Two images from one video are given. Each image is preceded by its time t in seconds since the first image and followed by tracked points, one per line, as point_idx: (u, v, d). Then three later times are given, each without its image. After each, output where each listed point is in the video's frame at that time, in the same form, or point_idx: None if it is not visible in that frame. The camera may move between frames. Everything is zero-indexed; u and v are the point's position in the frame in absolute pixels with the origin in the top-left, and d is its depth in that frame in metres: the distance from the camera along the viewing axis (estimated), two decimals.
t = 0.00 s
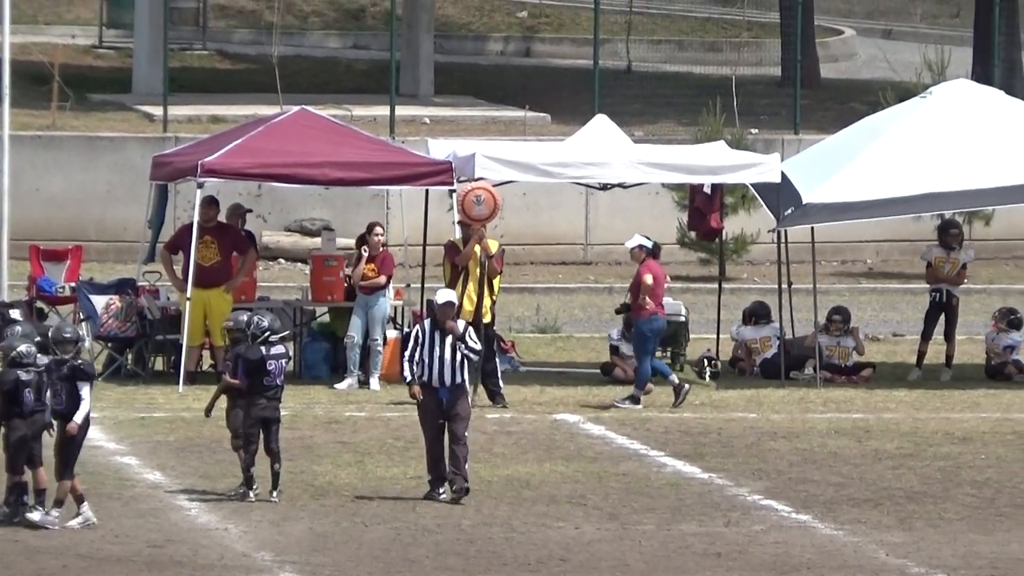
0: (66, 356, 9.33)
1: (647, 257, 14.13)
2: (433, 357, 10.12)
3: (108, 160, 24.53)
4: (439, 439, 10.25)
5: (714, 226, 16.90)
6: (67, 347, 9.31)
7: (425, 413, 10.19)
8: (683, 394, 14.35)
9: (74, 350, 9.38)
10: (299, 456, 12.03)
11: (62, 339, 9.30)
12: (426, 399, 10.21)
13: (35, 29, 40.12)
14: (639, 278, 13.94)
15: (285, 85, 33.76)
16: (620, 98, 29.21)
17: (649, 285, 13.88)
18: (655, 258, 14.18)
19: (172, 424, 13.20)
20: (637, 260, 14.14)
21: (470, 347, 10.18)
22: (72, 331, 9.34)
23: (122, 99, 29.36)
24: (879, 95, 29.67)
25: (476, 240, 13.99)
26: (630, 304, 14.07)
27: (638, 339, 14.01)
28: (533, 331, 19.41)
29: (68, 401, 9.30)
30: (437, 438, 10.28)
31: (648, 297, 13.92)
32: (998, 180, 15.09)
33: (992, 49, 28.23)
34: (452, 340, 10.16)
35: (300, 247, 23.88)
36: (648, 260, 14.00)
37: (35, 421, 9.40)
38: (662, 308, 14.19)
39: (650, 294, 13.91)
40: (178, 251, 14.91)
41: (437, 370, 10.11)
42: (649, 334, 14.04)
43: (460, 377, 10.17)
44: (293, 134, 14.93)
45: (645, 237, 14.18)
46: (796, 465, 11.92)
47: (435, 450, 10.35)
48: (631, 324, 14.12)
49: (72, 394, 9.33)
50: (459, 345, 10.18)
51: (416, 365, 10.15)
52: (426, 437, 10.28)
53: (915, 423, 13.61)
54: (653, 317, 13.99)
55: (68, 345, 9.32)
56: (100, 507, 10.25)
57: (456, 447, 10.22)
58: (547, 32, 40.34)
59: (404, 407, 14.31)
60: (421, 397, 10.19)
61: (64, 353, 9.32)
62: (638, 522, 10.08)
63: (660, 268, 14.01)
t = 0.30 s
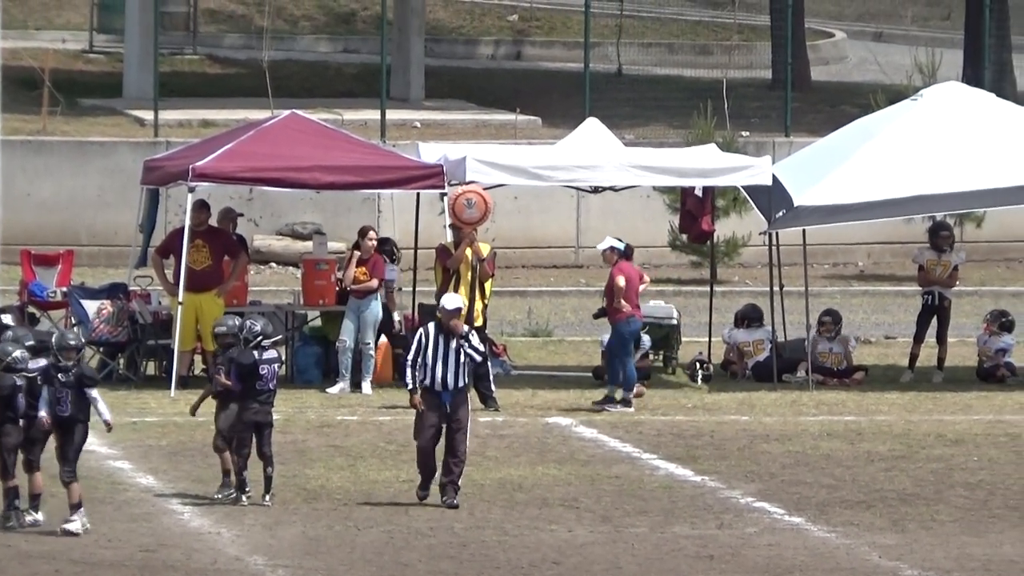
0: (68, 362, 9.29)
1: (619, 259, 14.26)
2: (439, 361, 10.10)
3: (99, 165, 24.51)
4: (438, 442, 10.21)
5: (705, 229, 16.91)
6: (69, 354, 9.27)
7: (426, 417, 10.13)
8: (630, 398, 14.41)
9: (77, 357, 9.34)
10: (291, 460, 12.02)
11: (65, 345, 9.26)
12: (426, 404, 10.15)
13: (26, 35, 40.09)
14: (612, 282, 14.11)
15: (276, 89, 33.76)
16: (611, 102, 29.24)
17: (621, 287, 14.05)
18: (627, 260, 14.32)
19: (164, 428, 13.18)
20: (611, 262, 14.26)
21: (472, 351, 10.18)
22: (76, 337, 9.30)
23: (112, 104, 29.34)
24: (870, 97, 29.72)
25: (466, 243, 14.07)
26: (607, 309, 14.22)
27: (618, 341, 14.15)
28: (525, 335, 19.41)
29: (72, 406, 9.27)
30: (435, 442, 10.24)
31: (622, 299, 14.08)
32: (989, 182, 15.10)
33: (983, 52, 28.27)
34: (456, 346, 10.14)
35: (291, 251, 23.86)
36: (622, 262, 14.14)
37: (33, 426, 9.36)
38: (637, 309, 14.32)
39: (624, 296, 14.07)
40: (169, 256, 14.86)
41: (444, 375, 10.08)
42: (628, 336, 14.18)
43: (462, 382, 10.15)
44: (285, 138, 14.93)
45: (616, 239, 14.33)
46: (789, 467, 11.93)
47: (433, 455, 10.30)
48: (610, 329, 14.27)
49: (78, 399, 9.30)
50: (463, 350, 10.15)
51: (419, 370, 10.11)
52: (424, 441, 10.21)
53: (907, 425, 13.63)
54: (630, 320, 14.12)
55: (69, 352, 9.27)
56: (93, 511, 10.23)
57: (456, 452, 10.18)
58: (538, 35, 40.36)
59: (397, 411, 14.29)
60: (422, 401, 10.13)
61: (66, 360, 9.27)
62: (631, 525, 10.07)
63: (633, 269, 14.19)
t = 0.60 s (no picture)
0: (76, 365, 9.24)
1: (599, 259, 14.16)
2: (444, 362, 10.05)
3: (95, 166, 24.50)
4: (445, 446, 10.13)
5: (702, 227, 16.91)
6: (76, 356, 9.24)
7: (433, 421, 10.05)
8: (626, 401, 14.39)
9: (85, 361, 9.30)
10: (288, 460, 12.02)
11: (72, 348, 9.25)
12: (432, 407, 10.08)
13: (20, 35, 40.02)
14: (592, 281, 14.02)
15: (271, 89, 33.74)
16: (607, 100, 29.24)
17: (602, 287, 13.96)
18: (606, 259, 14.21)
19: (161, 429, 13.18)
20: (590, 262, 14.16)
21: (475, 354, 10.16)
22: (84, 341, 9.27)
23: (108, 104, 29.33)
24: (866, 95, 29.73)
25: (462, 242, 14.04)
26: (586, 308, 14.12)
27: (596, 340, 14.08)
28: (522, 334, 19.43)
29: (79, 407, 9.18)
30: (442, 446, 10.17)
31: (602, 299, 13.97)
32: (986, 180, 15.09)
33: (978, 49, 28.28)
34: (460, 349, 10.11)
35: (287, 251, 23.86)
36: (601, 263, 14.03)
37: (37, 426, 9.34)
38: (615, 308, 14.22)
39: (604, 296, 13.98)
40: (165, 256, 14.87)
41: (451, 377, 10.04)
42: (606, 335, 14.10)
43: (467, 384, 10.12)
44: (281, 138, 14.93)
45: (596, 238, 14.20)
46: (786, 465, 11.94)
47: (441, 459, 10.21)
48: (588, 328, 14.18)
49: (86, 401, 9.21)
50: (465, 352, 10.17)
51: (425, 372, 10.07)
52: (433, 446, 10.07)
53: (904, 423, 13.63)
54: (608, 320, 14.04)
55: (76, 355, 9.25)
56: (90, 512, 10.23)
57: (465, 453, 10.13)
58: (533, 34, 40.37)
59: (394, 410, 14.29)
60: (428, 403, 10.08)
61: (72, 363, 9.24)
62: (629, 524, 10.08)
63: (612, 270, 14.10)
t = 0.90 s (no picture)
0: (76, 371, 9.24)
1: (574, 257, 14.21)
2: (443, 363, 10.01)
3: (90, 166, 24.49)
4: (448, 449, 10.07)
5: (697, 225, 16.92)
6: (74, 363, 9.25)
7: (435, 423, 10.00)
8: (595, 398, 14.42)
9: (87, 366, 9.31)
10: (285, 459, 12.02)
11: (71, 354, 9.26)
12: (433, 410, 10.03)
13: (16, 35, 39.98)
14: (569, 280, 14.07)
15: (267, 88, 33.73)
16: (602, 99, 29.27)
17: (578, 286, 14.01)
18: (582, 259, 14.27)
19: (157, 429, 13.17)
20: (565, 260, 14.22)
21: (474, 354, 10.11)
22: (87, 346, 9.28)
23: (103, 105, 29.32)
24: (861, 93, 29.74)
25: (458, 242, 14.00)
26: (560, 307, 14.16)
27: (566, 339, 14.13)
28: (517, 333, 19.44)
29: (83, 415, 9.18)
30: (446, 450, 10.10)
31: (577, 299, 14.03)
32: (982, 177, 15.10)
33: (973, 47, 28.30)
34: (458, 349, 10.08)
35: (282, 250, 23.85)
36: (577, 262, 14.08)
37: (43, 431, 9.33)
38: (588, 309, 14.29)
39: (579, 297, 14.03)
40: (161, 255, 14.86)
41: (450, 376, 9.98)
42: (577, 336, 14.16)
43: (467, 385, 10.05)
44: (277, 138, 14.92)
45: (572, 236, 14.27)
46: (782, 463, 11.95)
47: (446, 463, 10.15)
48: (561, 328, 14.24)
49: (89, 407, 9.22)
50: (464, 352, 10.10)
51: (424, 374, 10.03)
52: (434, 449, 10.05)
53: (900, 422, 13.63)
54: (582, 321, 14.09)
55: (74, 361, 9.25)
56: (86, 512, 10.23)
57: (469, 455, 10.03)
58: (529, 33, 40.37)
59: (390, 410, 14.29)
60: (428, 405, 10.03)
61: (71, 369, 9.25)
62: (625, 522, 10.09)
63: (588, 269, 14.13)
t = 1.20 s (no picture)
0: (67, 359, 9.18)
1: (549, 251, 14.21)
2: (447, 363, 9.92)
3: (85, 161, 24.47)
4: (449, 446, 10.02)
5: (692, 219, 16.90)
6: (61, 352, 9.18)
7: (435, 421, 9.96)
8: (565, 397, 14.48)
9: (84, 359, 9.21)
10: (279, 454, 12.00)
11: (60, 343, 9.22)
12: (436, 407, 9.96)
13: (10, 31, 39.90)
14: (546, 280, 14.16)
15: (262, 83, 33.69)
16: (597, 93, 29.26)
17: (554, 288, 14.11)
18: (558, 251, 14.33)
19: (152, 424, 13.16)
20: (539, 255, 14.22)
21: (479, 353, 9.99)
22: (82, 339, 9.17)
23: (98, 100, 29.28)
24: (856, 87, 29.74)
25: (452, 237, 14.00)
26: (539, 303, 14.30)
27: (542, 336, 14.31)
28: (512, 327, 19.42)
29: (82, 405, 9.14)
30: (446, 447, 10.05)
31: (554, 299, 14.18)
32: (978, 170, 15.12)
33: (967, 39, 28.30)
34: (464, 348, 9.97)
35: (277, 245, 23.82)
36: (552, 262, 14.10)
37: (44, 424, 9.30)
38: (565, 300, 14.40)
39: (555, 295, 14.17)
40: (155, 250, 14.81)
41: (453, 376, 9.90)
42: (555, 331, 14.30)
43: (469, 384, 9.95)
44: (271, 133, 14.89)
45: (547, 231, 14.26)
46: (777, 457, 11.93)
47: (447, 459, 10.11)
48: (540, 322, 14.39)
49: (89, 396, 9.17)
50: (469, 351, 9.98)
51: (427, 373, 9.93)
52: (435, 446, 10.02)
53: (895, 415, 13.63)
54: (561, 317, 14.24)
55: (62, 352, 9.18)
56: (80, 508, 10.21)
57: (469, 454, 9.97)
58: (523, 27, 40.34)
59: (385, 404, 14.28)
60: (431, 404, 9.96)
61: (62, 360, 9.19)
62: (620, 517, 10.08)
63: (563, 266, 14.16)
